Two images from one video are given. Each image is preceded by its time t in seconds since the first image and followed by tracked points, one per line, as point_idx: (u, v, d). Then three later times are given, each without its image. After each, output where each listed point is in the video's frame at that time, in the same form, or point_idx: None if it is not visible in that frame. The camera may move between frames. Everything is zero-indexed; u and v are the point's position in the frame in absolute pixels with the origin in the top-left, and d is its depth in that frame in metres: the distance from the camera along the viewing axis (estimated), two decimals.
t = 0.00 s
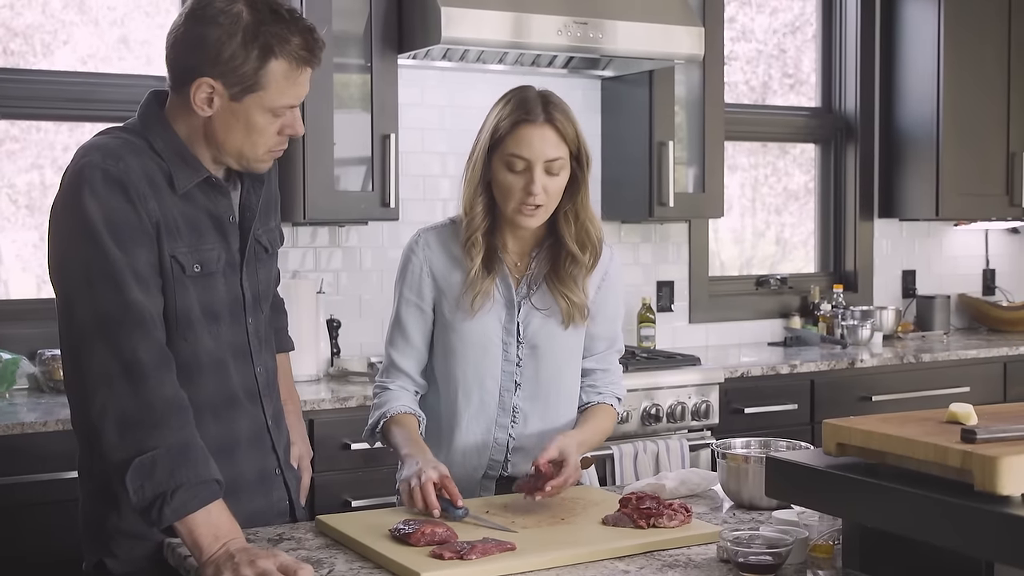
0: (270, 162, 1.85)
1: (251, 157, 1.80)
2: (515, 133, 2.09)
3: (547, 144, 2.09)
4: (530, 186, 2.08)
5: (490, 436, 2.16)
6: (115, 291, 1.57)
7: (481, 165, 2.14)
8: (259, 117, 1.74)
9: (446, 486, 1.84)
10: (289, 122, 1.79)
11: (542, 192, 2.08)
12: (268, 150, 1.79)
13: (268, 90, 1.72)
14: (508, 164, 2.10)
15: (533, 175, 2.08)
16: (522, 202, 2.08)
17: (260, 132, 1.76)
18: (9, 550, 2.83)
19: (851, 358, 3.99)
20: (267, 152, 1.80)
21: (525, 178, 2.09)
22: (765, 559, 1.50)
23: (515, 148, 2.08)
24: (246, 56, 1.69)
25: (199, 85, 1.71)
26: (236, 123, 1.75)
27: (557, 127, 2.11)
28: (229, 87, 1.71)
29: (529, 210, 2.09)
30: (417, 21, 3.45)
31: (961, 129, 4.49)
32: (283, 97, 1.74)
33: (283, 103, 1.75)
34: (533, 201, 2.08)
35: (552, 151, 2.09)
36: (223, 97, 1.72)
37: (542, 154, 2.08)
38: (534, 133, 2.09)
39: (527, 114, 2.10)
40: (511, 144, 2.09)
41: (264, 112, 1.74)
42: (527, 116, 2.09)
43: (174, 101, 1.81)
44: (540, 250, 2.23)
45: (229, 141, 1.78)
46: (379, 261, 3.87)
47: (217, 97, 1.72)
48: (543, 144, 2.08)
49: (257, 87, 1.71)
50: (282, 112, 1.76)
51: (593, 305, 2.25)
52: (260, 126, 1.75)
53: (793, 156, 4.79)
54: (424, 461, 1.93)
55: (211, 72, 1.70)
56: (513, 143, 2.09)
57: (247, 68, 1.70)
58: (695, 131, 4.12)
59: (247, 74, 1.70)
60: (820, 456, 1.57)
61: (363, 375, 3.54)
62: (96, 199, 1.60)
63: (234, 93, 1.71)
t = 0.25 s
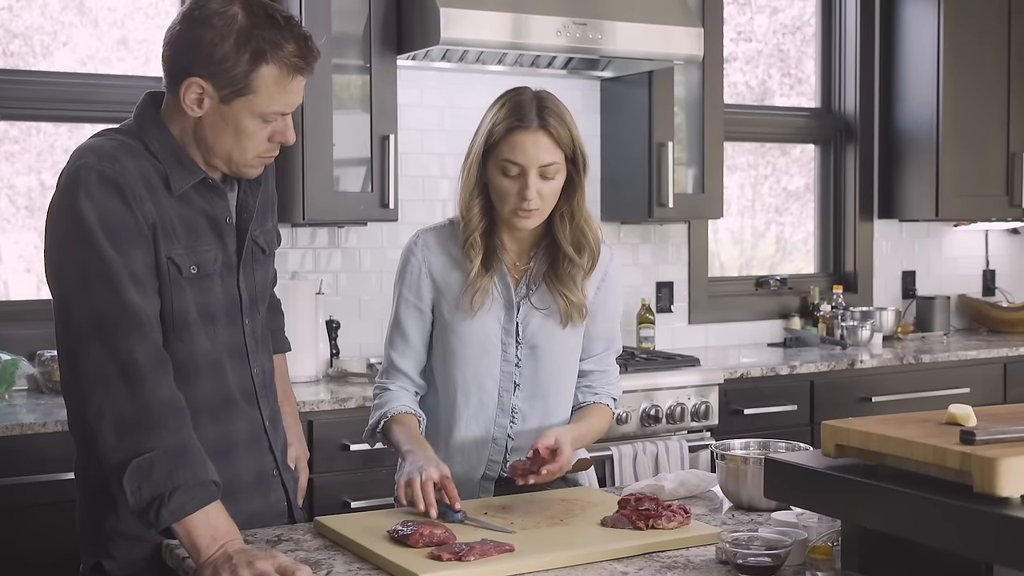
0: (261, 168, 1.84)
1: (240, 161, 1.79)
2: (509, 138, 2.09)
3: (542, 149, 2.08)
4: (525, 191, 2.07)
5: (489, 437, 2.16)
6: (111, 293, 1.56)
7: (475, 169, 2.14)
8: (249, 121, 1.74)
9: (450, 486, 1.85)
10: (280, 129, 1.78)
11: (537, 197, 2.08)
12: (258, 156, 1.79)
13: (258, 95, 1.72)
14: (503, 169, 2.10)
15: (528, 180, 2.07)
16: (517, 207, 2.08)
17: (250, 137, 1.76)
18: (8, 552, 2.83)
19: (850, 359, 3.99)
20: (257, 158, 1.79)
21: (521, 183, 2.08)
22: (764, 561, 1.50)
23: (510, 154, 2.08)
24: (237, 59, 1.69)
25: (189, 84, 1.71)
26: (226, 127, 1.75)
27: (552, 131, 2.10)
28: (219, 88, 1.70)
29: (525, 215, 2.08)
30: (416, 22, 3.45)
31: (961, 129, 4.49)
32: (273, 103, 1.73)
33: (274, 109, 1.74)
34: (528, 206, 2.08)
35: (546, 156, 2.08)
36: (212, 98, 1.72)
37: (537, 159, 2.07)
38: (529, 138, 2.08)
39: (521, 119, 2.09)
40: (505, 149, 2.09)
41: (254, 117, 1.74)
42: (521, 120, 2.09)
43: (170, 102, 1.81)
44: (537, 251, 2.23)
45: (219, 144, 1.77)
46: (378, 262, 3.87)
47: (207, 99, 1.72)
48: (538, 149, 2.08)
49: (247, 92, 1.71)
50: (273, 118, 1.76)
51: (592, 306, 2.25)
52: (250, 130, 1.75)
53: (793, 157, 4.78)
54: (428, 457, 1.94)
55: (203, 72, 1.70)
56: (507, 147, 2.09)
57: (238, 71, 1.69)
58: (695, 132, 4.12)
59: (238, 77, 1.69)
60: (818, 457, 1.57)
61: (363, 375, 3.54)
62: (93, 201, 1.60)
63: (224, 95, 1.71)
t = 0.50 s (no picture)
0: (259, 167, 1.84)
1: (237, 160, 1.79)
2: (506, 143, 2.09)
3: (539, 153, 2.08)
4: (522, 195, 2.07)
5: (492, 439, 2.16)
6: (112, 293, 1.56)
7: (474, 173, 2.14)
8: (245, 120, 1.74)
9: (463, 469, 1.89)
10: (277, 129, 1.77)
11: (535, 201, 2.07)
12: (255, 155, 1.78)
13: (254, 94, 1.71)
14: (501, 173, 2.10)
15: (526, 183, 2.07)
16: (515, 211, 2.08)
17: (246, 136, 1.75)
18: (11, 552, 2.83)
19: (853, 358, 3.99)
20: (253, 157, 1.79)
21: (518, 187, 2.08)
22: (766, 560, 1.50)
23: (507, 158, 2.08)
24: (233, 58, 1.68)
25: (185, 82, 1.71)
26: (222, 126, 1.75)
27: (549, 135, 2.09)
28: (215, 87, 1.70)
29: (523, 219, 2.08)
30: (418, 21, 3.44)
31: (964, 128, 4.48)
32: (269, 102, 1.73)
33: (270, 108, 1.73)
34: (526, 210, 2.07)
35: (544, 160, 2.08)
36: (209, 97, 1.72)
37: (534, 163, 2.07)
38: (525, 142, 2.08)
39: (517, 123, 2.09)
40: (502, 153, 2.08)
41: (250, 116, 1.73)
42: (517, 125, 2.08)
43: (169, 101, 1.81)
44: (538, 255, 2.23)
45: (216, 143, 1.77)
46: (381, 261, 3.87)
47: (204, 97, 1.72)
48: (535, 153, 2.07)
49: (243, 90, 1.70)
50: (270, 118, 1.75)
51: (592, 308, 2.24)
52: (246, 129, 1.75)
53: (796, 157, 4.78)
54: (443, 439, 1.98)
55: (199, 70, 1.70)
56: (503, 151, 2.08)
57: (234, 70, 1.69)
58: (697, 131, 4.11)
59: (233, 75, 1.69)
60: (821, 457, 1.57)
61: (365, 375, 3.53)
62: (93, 200, 1.60)
63: (220, 94, 1.71)
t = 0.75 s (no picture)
0: (264, 163, 1.84)
1: (241, 156, 1.79)
2: (511, 139, 2.08)
3: (545, 149, 2.07)
4: (527, 191, 2.07)
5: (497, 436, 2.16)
6: (115, 289, 1.56)
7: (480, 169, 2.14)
8: (249, 116, 1.73)
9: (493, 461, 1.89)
10: (282, 125, 1.77)
11: (540, 197, 2.07)
12: (259, 151, 1.78)
13: (259, 90, 1.71)
14: (506, 169, 2.09)
15: (530, 180, 2.06)
16: (520, 207, 2.07)
17: (251, 132, 1.75)
18: (16, 547, 2.83)
19: (859, 356, 3.98)
20: (258, 153, 1.79)
21: (523, 183, 2.08)
22: (771, 558, 1.50)
23: (513, 154, 2.07)
24: (237, 54, 1.68)
25: (190, 79, 1.71)
26: (227, 122, 1.74)
27: (555, 131, 2.09)
28: (220, 83, 1.70)
29: (528, 215, 2.07)
30: (423, 18, 3.44)
31: (971, 125, 4.47)
32: (274, 98, 1.72)
33: (275, 105, 1.73)
34: (531, 207, 2.07)
35: (549, 156, 2.07)
36: (213, 93, 1.72)
37: (539, 159, 2.07)
38: (531, 138, 2.07)
39: (523, 119, 2.08)
40: (508, 149, 2.08)
41: (255, 112, 1.73)
42: (523, 121, 2.08)
43: (173, 97, 1.81)
44: (543, 250, 2.23)
45: (221, 139, 1.77)
46: (387, 258, 3.87)
47: (208, 93, 1.72)
48: (541, 149, 2.07)
49: (248, 87, 1.70)
50: (274, 114, 1.75)
51: (597, 305, 2.24)
52: (251, 126, 1.74)
53: (802, 154, 4.77)
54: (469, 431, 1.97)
55: (203, 66, 1.70)
56: (509, 148, 2.08)
57: (238, 66, 1.69)
58: (703, 129, 4.11)
59: (238, 71, 1.69)
60: (826, 455, 1.56)
61: (370, 372, 3.53)
62: (98, 196, 1.60)
63: (224, 90, 1.70)
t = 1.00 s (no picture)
0: (268, 161, 1.84)
1: (245, 154, 1.79)
2: (516, 138, 2.08)
3: (549, 148, 2.07)
4: (531, 190, 2.06)
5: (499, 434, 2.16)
6: (119, 286, 1.56)
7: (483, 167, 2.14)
8: (253, 115, 1.73)
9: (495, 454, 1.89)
10: (286, 123, 1.77)
11: (545, 195, 2.07)
12: (263, 150, 1.78)
13: (264, 89, 1.71)
14: (510, 167, 2.09)
15: (535, 179, 2.06)
16: (524, 205, 2.07)
17: (255, 130, 1.75)
18: (19, 545, 2.83)
19: (862, 354, 3.97)
20: (262, 152, 1.79)
21: (527, 181, 2.07)
22: (774, 556, 1.49)
23: (516, 152, 2.07)
24: (242, 52, 1.68)
25: (194, 77, 1.71)
26: (231, 120, 1.74)
27: (559, 130, 2.09)
28: (224, 82, 1.70)
29: (532, 214, 2.07)
30: (425, 16, 3.44)
31: (974, 122, 4.46)
32: (279, 97, 1.72)
33: (280, 103, 1.73)
34: (535, 205, 2.06)
35: (553, 155, 2.07)
36: (218, 91, 1.71)
37: (543, 158, 2.06)
38: (535, 136, 2.07)
39: (528, 118, 2.08)
40: (512, 148, 2.08)
41: (259, 111, 1.73)
42: (528, 119, 2.08)
43: (177, 94, 1.81)
44: (547, 248, 2.23)
45: (225, 137, 1.77)
46: (389, 256, 3.87)
47: (213, 92, 1.72)
48: (545, 148, 2.06)
49: (253, 85, 1.70)
50: (278, 113, 1.75)
51: (599, 301, 2.24)
52: (256, 124, 1.74)
53: (804, 152, 4.76)
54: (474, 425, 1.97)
55: (208, 65, 1.69)
56: (513, 146, 2.08)
57: (243, 64, 1.69)
58: (706, 126, 4.10)
59: (243, 70, 1.69)
60: (828, 453, 1.56)
61: (372, 369, 3.53)
62: (101, 193, 1.60)
63: (229, 88, 1.70)
